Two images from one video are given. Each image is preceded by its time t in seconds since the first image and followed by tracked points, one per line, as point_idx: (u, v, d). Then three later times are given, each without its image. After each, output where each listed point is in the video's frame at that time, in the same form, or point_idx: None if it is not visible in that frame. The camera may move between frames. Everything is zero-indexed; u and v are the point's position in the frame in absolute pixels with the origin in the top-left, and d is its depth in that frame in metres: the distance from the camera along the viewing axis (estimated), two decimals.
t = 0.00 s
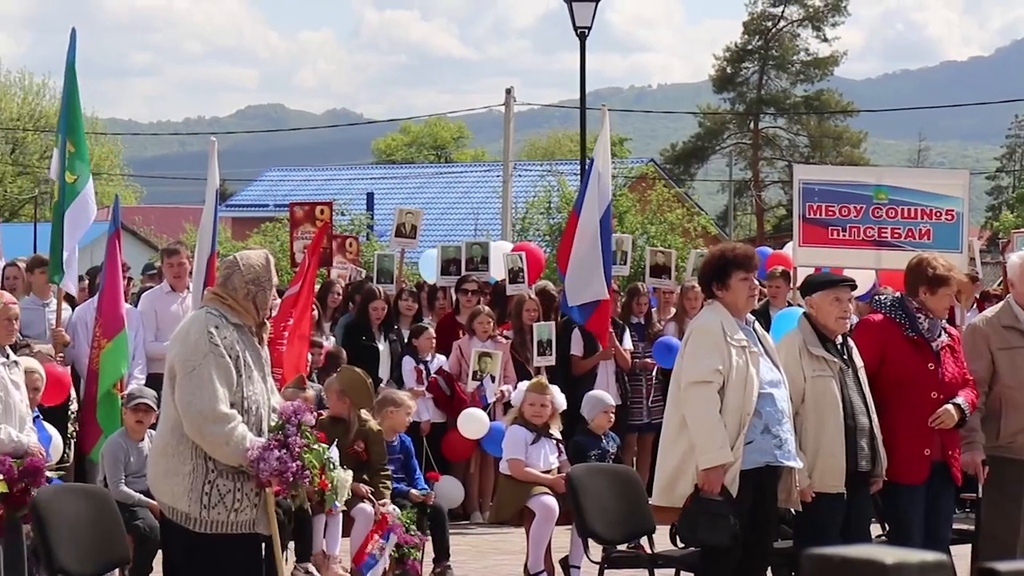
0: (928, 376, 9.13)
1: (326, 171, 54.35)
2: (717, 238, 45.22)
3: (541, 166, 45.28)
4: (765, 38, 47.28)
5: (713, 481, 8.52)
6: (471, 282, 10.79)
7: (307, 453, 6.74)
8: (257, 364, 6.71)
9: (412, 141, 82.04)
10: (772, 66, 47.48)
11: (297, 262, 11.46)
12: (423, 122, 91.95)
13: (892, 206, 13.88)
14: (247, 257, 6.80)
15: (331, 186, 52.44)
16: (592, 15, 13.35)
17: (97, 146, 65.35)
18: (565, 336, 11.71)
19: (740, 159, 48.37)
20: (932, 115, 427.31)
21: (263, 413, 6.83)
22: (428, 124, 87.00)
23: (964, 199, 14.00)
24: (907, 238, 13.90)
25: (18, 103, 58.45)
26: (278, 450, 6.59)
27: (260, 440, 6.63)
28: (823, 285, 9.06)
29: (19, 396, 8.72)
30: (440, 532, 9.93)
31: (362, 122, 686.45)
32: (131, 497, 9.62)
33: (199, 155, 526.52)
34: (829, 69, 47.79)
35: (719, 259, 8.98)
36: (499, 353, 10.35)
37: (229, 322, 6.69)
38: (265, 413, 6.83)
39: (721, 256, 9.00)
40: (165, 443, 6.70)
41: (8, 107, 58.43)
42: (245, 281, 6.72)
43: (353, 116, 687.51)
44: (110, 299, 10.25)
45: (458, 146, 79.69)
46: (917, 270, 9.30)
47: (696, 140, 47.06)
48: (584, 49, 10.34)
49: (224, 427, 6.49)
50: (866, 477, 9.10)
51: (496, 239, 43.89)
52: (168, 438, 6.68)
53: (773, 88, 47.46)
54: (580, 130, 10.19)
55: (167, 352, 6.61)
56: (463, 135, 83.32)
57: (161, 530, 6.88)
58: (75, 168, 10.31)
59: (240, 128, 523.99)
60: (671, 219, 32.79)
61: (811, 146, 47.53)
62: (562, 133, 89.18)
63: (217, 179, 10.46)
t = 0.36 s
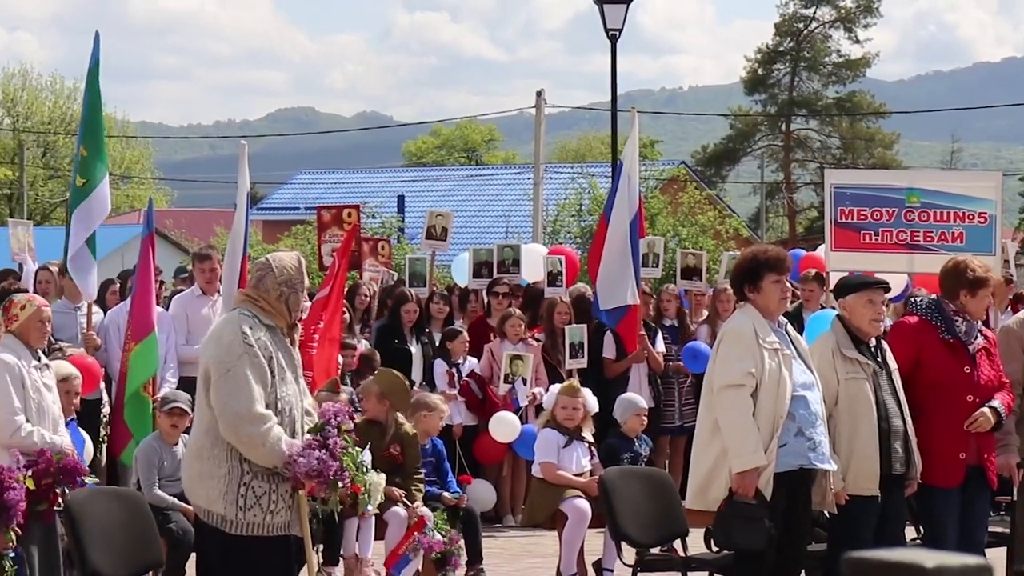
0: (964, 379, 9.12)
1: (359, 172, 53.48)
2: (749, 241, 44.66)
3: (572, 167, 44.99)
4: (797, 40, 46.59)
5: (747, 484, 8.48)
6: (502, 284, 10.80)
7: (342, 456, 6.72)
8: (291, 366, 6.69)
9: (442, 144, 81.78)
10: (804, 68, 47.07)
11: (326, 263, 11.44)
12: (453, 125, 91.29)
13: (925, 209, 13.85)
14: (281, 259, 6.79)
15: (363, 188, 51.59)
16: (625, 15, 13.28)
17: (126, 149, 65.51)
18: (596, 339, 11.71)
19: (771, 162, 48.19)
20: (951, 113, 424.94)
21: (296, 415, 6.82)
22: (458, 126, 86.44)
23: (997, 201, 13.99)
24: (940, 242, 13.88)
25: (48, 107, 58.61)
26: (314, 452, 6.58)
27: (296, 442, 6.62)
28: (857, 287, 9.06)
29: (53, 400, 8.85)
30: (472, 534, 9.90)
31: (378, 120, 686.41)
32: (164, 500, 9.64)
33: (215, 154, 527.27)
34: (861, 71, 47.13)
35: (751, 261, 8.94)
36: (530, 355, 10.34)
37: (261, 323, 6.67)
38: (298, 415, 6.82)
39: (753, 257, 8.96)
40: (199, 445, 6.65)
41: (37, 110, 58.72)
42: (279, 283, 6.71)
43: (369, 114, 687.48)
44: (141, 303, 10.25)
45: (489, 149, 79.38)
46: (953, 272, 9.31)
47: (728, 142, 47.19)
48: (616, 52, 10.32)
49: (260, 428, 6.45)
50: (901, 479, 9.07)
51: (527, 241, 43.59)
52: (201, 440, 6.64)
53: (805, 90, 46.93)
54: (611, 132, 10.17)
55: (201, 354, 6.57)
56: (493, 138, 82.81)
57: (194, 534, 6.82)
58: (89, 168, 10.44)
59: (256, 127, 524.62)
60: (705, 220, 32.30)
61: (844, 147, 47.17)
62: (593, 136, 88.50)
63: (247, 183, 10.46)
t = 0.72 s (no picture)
0: (1004, 383, 9.09)
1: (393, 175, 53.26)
2: (784, 243, 43.82)
3: (606, 170, 44.46)
4: (832, 41, 44.37)
5: (782, 488, 8.46)
6: (535, 286, 10.81)
7: (380, 459, 6.66)
8: (328, 366, 6.64)
9: (477, 146, 80.92)
10: (839, 70, 44.62)
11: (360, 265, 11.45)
12: (489, 127, 90.01)
13: (962, 213, 13.98)
14: (317, 261, 6.74)
15: (397, 191, 51.42)
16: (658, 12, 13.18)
17: (161, 152, 65.53)
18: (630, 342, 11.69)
19: (806, 164, 46.48)
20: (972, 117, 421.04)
21: (333, 416, 6.76)
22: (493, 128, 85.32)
23: None
24: (977, 246, 14.03)
25: (83, 109, 59.38)
26: (354, 454, 6.51)
27: (336, 444, 6.55)
28: (894, 290, 9.00)
29: (87, 401, 8.89)
30: (506, 537, 9.89)
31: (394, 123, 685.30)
32: (200, 502, 9.65)
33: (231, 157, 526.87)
34: (896, 72, 44.87)
35: (787, 264, 8.88)
36: (564, 358, 10.29)
37: (297, 323, 6.61)
38: (335, 416, 6.76)
39: (789, 261, 8.90)
40: (237, 446, 6.56)
41: (70, 112, 58.88)
42: (314, 285, 6.67)
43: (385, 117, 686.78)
44: (174, 305, 10.21)
45: (523, 151, 78.59)
46: (989, 274, 9.28)
47: (761, 144, 45.44)
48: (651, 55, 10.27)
49: (299, 428, 6.39)
50: (938, 482, 9.04)
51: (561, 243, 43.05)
52: (240, 441, 6.55)
53: (840, 92, 44.75)
54: (645, 133, 10.16)
55: (238, 355, 6.51)
56: (528, 140, 81.76)
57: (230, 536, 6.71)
58: (116, 162, 10.11)
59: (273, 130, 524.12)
60: (738, 224, 31.51)
61: (879, 150, 45.37)
62: (629, 138, 87.01)
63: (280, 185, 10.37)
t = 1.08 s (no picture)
0: None
1: (427, 176, 53.18)
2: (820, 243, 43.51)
3: (643, 171, 44.32)
4: (869, 40, 44.31)
5: (821, 490, 8.39)
6: (571, 287, 10.82)
7: (423, 464, 6.58)
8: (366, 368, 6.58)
9: (512, 147, 80.39)
10: (876, 70, 44.55)
11: (396, 269, 11.50)
12: (526, 128, 89.65)
13: (1001, 212, 14.17)
14: (354, 261, 6.69)
15: (431, 193, 51.52)
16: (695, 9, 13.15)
17: (197, 154, 65.65)
18: (669, 343, 11.69)
19: (843, 164, 46.10)
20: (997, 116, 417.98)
21: (373, 418, 6.69)
22: (529, 129, 84.96)
23: None
24: (1017, 246, 14.16)
25: (119, 112, 59.81)
26: (395, 458, 6.45)
27: (376, 447, 6.48)
28: (934, 291, 8.95)
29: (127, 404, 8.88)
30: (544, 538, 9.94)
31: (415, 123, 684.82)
32: (237, 504, 9.67)
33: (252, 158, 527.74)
34: (935, 72, 44.65)
35: (825, 263, 8.79)
36: (600, 359, 10.27)
37: (334, 325, 6.58)
38: (374, 419, 6.70)
39: (827, 260, 8.80)
40: (277, 450, 6.51)
41: (106, 115, 59.11)
42: (352, 287, 6.62)
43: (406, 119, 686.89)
44: (211, 308, 10.22)
45: (558, 153, 78.19)
46: None
47: (799, 144, 45.47)
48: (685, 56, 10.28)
49: (338, 432, 6.33)
50: (980, 483, 8.99)
51: (597, 245, 42.89)
52: (280, 444, 6.52)
53: (877, 92, 44.48)
54: (682, 135, 10.15)
55: (276, 358, 6.48)
56: (563, 141, 81.31)
57: (272, 538, 6.67)
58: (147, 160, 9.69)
59: (295, 131, 525.20)
60: (775, 224, 31.09)
61: (917, 149, 44.90)
62: (664, 140, 86.44)
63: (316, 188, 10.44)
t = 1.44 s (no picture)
0: None
1: (459, 183, 53.27)
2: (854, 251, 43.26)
3: (675, 178, 44.22)
4: (905, 48, 43.94)
5: (856, 498, 8.22)
6: (604, 294, 10.82)
7: (453, 471, 6.52)
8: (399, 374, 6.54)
9: (544, 154, 79.94)
10: (910, 77, 44.15)
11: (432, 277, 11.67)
12: (559, 135, 89.46)
13: None
14: (388, 267, 6.65)
15: (464, 199, 51.58)
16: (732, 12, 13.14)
17: (230, 159, 65.82)
18: (702, 352, 11.71)
19: (878, 171, 45.82)
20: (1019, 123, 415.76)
21: (405, 424, 6.65)
22: (562, 136, 84.77)
23: None
24: None
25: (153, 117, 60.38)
26: (425, 466, 6.39)
27: (407, 455, 6.44)
28: (970, 299, 8.92)
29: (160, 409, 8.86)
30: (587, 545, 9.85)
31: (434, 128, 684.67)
32: (270, 510, 9.69)
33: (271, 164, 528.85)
34: (970, 79, 43.98)
35: (859, 270, 8.66)
36: (633, 366, 10.36)
37: (367, 331, 6.55)
38: (406, 426, 6.67)
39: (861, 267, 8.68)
40: (308, 456, 6.51)
41: (139, 120, 59.48)
42: (386, 292, 6.57)
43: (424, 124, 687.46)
44: (245, 313, 10.22)
45: (590, 159, 77.72)
46: None
47: (832, 152, 44.62)
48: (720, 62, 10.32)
49: (369, 438, 6.30)
50: (1014, 493, 8.93)
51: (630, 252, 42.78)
52: (312, 451, 6.50)
53: (912, 99, 44.21)
54: (715, 142, 10.18)
55: (309, 364, 6.45)
56: (595, 148, 80.80)
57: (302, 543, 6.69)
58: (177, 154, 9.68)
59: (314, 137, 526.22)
60: (808, 231, 30.86)
61: (952, 157, 44.71)
62: (699, 147, 85.98)
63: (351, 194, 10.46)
